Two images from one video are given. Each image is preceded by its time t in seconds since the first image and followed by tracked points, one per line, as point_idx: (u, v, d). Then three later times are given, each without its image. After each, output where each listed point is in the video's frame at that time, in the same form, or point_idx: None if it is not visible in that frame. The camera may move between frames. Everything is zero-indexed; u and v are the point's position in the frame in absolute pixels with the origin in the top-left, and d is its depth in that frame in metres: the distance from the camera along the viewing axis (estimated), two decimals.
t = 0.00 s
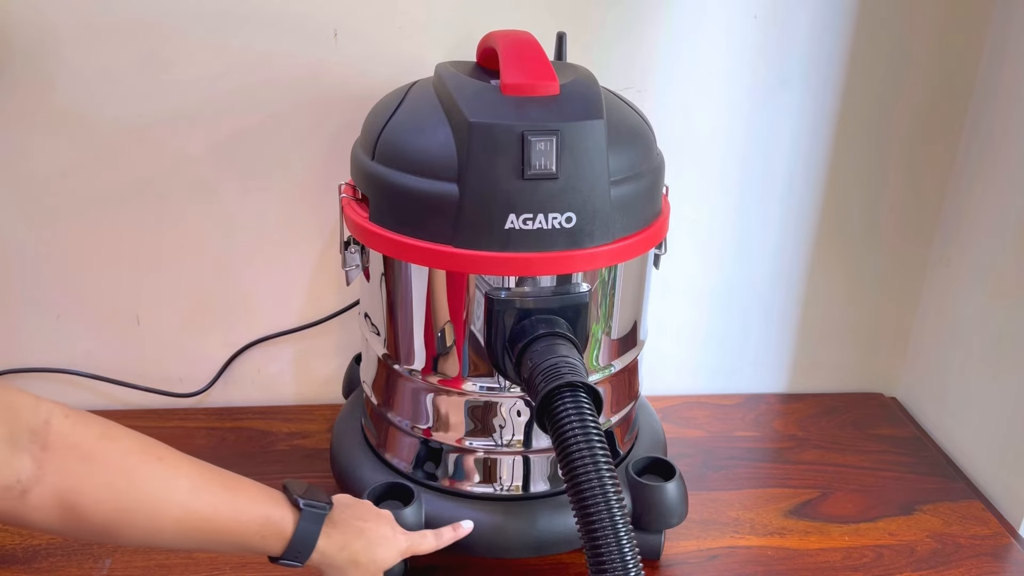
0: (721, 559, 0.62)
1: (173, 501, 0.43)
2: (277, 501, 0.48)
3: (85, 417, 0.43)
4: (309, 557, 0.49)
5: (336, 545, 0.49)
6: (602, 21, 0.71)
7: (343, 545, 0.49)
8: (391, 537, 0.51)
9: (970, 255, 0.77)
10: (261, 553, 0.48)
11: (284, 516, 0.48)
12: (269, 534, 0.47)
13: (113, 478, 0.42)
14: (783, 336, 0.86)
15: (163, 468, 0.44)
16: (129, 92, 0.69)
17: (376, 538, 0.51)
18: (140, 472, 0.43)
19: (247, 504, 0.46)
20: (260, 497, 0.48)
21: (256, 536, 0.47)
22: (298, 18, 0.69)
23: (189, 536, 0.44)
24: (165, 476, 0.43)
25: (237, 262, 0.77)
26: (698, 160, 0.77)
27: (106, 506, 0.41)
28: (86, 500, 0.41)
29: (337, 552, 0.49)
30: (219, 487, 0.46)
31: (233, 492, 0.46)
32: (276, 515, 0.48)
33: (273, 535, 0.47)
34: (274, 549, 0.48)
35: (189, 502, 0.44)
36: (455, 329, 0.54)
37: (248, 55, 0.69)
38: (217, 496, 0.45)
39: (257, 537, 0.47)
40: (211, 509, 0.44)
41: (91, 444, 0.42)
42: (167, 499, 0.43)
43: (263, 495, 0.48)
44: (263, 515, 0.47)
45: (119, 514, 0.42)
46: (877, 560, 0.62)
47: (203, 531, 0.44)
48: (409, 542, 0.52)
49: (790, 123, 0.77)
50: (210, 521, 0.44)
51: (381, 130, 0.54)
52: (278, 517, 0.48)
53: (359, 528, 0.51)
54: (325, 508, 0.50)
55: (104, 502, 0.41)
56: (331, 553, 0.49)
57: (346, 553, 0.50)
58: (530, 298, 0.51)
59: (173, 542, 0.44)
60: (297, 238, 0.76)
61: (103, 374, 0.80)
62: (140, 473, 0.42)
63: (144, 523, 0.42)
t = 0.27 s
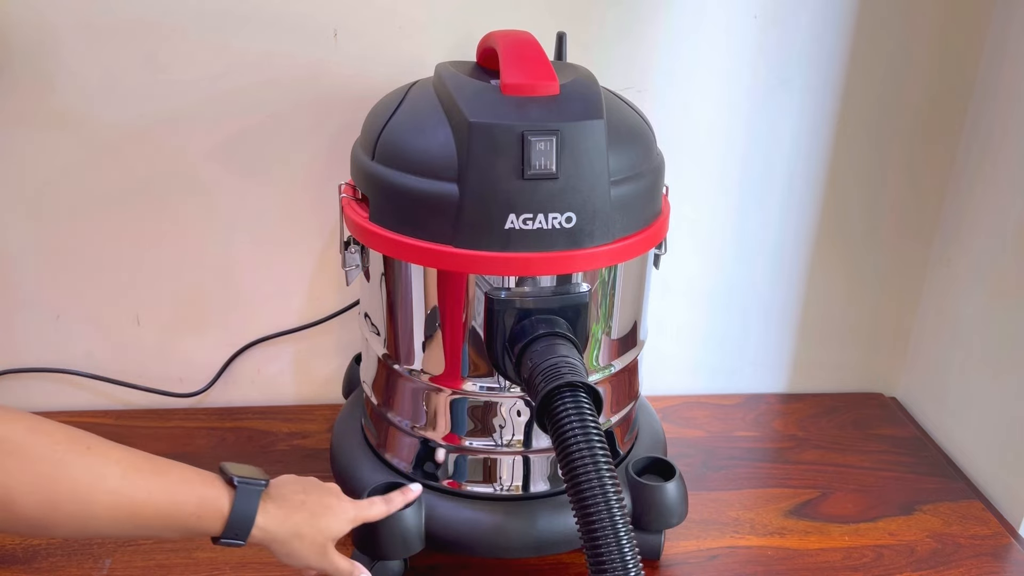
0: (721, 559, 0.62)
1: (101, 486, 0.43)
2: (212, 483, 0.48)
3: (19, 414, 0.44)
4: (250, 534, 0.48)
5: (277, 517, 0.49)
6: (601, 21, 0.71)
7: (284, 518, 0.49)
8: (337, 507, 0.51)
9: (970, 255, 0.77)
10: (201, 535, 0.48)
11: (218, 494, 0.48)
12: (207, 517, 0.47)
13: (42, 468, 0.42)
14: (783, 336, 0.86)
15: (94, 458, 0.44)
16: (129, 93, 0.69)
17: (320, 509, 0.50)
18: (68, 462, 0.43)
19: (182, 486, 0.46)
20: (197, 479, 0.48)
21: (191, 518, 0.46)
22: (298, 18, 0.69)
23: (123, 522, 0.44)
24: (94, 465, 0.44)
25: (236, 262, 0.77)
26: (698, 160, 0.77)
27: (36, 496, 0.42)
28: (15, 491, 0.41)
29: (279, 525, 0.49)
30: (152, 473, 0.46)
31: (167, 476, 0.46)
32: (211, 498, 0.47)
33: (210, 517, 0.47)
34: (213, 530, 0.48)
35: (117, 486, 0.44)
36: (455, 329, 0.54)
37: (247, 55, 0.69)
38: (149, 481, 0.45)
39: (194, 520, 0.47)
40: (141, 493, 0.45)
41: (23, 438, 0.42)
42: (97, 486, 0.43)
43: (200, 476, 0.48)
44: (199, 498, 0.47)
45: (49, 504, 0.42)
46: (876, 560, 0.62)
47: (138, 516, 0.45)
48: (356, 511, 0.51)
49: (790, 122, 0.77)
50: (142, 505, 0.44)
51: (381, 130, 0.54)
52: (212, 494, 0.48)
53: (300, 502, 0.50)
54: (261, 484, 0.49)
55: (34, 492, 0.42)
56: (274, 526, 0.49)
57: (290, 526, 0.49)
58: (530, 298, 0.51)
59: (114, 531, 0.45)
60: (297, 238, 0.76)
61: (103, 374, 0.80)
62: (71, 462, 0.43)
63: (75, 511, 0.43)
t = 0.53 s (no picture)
0: (722, 559, 0.62)
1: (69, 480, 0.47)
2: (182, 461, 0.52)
3: None
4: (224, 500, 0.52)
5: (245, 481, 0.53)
6: (602, 21, 0.71)
7: (250, 484, 0.53)
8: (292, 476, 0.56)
9: (970, 255, 0.77)
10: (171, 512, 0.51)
11: (187, 469, 0.51)
12: (173, 501, 0.50)
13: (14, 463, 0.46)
14: (783, 336, 0.86)
15: (65, 450, 0.47)
16: (129, 93, 0.69)
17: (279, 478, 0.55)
18: (39, 456, 0.47)
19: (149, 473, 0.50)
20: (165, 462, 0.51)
21: (159, 503, 0.50)
22: (298, 18, 0.69)
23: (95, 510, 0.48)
24: (64, 458, 0.47)
25: (236, 262, 0.77)
26: (699, 160, 0.77)
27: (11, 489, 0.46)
28: None
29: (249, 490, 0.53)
30: (121, 460, 0.49)
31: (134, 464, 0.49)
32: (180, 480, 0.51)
33: (178, 501, 0.50)
34: (183, 507, 0.51)
35: (85, 477, 0.47)
36: (455, 329, 0.54)
37: (247, 56, 0.69)
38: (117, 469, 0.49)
39: (161, 504, 0.50)
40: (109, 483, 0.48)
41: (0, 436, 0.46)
42: (69, 478, 0.47)
43: (168, 458, 0.51)
44: (167, 481, 0.50)
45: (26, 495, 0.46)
46: (876, 560, 0.62)
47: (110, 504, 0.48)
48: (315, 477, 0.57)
49: (790, 122, 0.77)
50: (111, 493, 0.48)
51: (380, 130, 0.54)
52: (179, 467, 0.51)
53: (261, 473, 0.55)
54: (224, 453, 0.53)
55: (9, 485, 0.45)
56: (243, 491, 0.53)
57: (258, 491, 0.53)
58: (530, 298, 0.51)
59: (89, 518, 0.48)
60: (297, 238, 0.76)
61: (104, 374, 0.80)
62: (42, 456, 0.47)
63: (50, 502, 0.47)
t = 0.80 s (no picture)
0: (722, 559, 0.62)
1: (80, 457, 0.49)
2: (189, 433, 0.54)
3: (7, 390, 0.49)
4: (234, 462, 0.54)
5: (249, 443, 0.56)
6: (602, 21, 0.71)
7: (254, 447, 0.56)
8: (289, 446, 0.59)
9: (970, 255, 0.77)
10: (182, 484, 0.53)
11: (195, 438, 0.53)
12: (184, 470, 0.52)
13: (28, 442, 0.47)
14: (783, 336, 0.86)
15: (78, 431, 0.49)
16: (129, 93, 0.69)
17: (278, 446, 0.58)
18: (51, 435, 0.48)
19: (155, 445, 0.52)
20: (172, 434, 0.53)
21: (170, 473, 0.52)
22: (298, 18, 0.69)
23: (107, 485, 0.50)
24: (75, 436, 0.49)
25: (236, 262, 0.77)
26: (699, 160, 0.77)
27: (24, 466, 0.47)
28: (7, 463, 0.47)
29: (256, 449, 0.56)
30: (133, 438, 0.51)
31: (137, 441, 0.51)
32: (190, 448, 0.53)
33: (189, 469, 0.52)
34: (195, 477, 0.53)
35: (96, 454, 0.49)
36: (454, 329, 0.54)
37: (247, 56, 0.69)
38: (126, 445, 0.51)
39: (173, 474, 0.52)
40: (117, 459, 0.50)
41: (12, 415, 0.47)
42: (79, 456, 0.49)
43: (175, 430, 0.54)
44: (176, 451, 0.52)
45: (41, 472, 0.48)
46: (876, 560, 0.62)
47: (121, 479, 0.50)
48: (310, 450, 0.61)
49: (790, 122, 0.77)
50: (121, 468, 0.50)
51: (380, 130, 0.54)
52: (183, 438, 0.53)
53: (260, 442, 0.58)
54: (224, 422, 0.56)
55: (24, 463, 0.47)
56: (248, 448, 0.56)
57: (262, 453, 0.56)
58: (530, 298, 0.51)
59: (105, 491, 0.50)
60: (297, 238, 0.76)
61: (104, 374, 0.80)
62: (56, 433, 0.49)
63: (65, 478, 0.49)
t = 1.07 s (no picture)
0: (722, 559, 0.62)
1: (82, 452, 0.50)
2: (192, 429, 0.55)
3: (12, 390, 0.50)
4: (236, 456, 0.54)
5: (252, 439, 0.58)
6: (602, 20, 0.71)
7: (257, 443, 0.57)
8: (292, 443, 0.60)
9: (970, 255, 0.77)
10: (185, 480, 0.54)
11: (197, 433, 0.54)
12: (187, 464, 0.53)
13: (28, 439, 0.48)
14: (783, 336, 0.86)
15: (80, 428, 0.50)
16: (129, 93, 0.70)
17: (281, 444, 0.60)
18: (54, 432, 0.49)
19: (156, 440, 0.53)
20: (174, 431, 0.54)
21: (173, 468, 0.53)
22: (298, 18, 0.69)
23: (110, 481, 0.51)
24: (78, 433, 0.50)
25: (236, 262, 0.77)
26: (699, 160, 0.77)
27: (26, 463, 0.48)
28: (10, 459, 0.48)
29: (258, 445, 0.57)
30: (134, 435, 0.52)
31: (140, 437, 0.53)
32: (191, 442, 0.54)
33: (191, 464, 0.53)
34: (198, 472, 0.54)
35: (99, 451, 0.50)
36: (454, 329, 0.54)
37: (247, 56, 0.69)
38: (127, 441, 0.52)
39: (175, 468, 0.53)
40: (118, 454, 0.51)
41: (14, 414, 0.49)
42: (81, 452, 0.50)
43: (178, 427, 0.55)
44: (177, 445, 0.53)
45: (42, 468, 0.49)
46: (876, 560, 0.62)
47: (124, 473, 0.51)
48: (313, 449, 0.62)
49: (790, 122, 0.77)
50: (123, 465, 0.51)
51: (380, 130, 0.54)
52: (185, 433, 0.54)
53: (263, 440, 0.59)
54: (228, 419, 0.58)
55: (25, 459, 0.48)
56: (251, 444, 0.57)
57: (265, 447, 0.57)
58: (530, 298, 0.51)
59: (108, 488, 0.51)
60: (297, 238, 0.76)
61: (104, 374, 0.80)
62: (57, 430, 0.50)
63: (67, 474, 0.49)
